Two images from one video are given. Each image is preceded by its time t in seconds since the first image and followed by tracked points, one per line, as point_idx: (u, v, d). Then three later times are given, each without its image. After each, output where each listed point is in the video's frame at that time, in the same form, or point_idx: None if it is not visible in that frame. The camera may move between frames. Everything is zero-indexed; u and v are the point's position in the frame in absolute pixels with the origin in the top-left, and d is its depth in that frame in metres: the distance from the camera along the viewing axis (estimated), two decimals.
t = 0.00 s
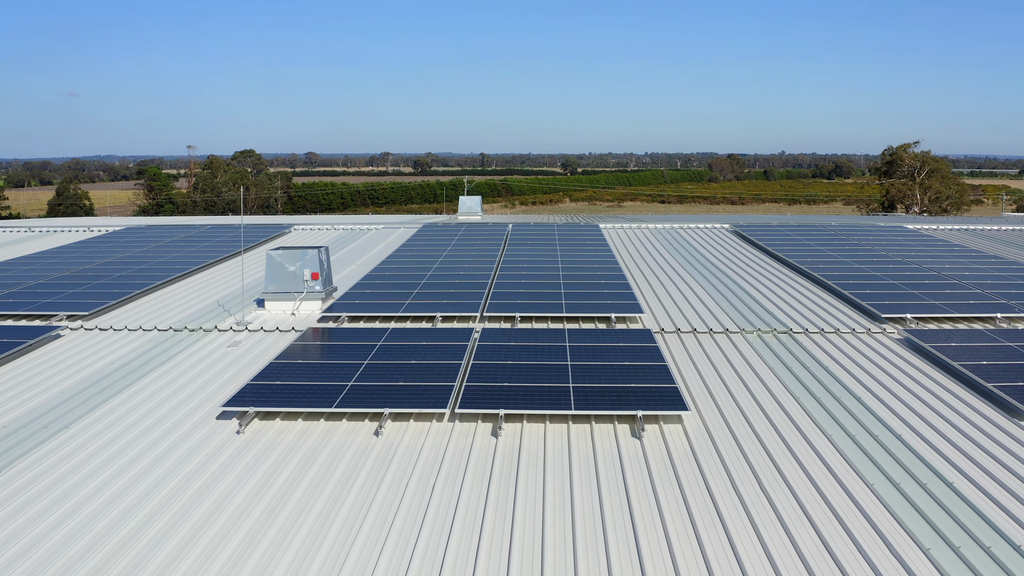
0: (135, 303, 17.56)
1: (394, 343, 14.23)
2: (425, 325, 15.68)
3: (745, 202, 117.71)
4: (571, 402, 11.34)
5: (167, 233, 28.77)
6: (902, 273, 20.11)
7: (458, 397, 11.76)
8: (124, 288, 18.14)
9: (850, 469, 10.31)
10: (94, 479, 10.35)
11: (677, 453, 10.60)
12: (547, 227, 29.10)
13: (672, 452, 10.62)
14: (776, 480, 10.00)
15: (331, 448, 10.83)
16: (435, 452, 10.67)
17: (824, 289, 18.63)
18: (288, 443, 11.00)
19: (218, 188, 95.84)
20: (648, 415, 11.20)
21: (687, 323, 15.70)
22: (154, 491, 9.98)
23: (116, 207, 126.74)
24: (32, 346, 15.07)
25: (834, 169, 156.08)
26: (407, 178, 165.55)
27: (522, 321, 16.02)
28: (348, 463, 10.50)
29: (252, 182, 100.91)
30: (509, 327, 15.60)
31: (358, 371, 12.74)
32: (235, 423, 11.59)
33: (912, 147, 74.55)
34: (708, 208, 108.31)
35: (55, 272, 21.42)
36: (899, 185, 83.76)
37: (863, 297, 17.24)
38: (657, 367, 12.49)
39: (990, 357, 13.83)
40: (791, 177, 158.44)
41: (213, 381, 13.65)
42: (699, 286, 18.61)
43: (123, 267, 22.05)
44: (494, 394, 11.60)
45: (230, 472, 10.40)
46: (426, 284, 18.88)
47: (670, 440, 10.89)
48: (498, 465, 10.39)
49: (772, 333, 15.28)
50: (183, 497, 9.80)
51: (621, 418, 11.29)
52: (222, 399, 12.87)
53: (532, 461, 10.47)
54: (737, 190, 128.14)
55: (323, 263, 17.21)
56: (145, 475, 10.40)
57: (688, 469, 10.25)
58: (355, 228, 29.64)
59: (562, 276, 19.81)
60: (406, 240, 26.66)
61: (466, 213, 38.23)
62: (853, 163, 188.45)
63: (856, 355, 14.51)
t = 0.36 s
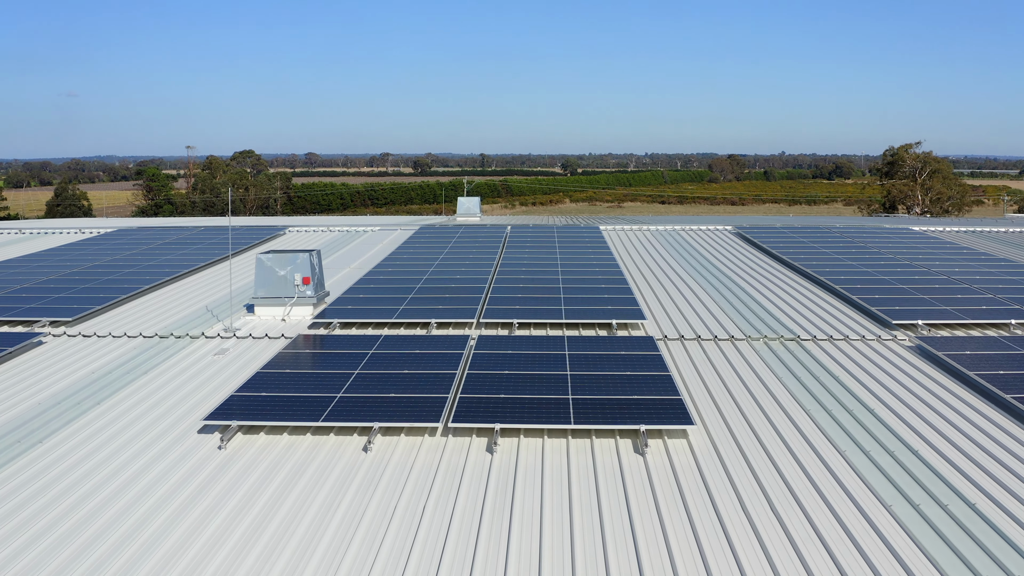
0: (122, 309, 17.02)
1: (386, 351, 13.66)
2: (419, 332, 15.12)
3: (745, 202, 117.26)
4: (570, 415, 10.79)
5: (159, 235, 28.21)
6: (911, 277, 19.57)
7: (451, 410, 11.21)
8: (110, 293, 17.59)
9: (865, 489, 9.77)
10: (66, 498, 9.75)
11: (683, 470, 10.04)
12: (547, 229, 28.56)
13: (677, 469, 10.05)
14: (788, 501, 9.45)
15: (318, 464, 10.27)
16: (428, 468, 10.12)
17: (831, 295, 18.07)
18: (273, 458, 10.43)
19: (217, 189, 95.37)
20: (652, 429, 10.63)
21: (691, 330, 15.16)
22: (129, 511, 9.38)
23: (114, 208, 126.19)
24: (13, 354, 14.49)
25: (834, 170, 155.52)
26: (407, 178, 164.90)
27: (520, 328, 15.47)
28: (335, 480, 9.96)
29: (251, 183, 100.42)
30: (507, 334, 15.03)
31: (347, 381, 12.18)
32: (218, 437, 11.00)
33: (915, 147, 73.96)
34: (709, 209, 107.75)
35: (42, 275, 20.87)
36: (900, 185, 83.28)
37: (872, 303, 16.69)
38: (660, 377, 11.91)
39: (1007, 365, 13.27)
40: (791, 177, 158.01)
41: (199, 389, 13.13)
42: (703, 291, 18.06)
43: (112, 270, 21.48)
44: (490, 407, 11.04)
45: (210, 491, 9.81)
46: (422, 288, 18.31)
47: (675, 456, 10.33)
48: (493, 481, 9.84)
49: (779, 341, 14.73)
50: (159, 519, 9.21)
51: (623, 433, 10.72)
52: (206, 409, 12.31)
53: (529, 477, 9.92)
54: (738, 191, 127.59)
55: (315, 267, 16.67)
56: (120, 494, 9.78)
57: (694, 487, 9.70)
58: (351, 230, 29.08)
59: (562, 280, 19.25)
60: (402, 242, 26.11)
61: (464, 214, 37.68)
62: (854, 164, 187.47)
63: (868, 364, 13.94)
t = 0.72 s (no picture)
0: (107, 314, 16.45)
1: (379, 360, 13.10)
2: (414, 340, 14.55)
3: (745, 203, 116.78)
4: (571, 429, 10.23)
5: (151, 236, 27.61)
6: (921, 280, 19.02)
7: (446, 425, 10.65)
8: (96, 298, 17.00)
9: (883, 507, 9.19)
10: (38, 518, 9.22)
11: (690, 489, 9.48)
12: (546, 231, 28.01)
13: (684, 488, 9.49)
14: (801, 521, 8.88)
15: (303, 483, 9.70)
16: (420, 486, 9.56)
17: (840, 300, 17.52)
18: (256, 476, 9.86)
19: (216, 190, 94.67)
20: (657, 446, 10.05)
21: (696, 338, 14.62)
22: (100, 537, 8.80)
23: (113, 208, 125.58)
24: None
25: (834, 170, 155.08)
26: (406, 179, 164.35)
27: (518, 335, 14.90)
28: (322, 499, 9.39)
29: (249, 184, 99.84)
30: (505, 342, 14.46)
31: (337, 393, 11.62)
32: (199, 452, 10.42)
33: (917, 147, 73.47)
34: (708, 210, 107.24)
35: (27, 279, 20.28)
36: (901, 186, 82.80)
37: (883, 309, 16.14)
38: (665, 389, 11.35)
39: None
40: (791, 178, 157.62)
41: (184, 399, 12.59)
42: (709, 297, 17.52)
43: (100, 273, 20.90)
44: (486, 421, 10.48)
45: (188, 513, 9.22)
46: (417, 292, 17.73)
47: (681, 474, 9.77)
48: (489, 500, 9.29)
49: (788, 348, 14.19)
50: (133, 544, 8.63)
51: (627, 449, 10.16)
52: (189, 422, 11.75)
53: (527, 495, 9.38)
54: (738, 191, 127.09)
55: (306, 272, 16.13)
56: (92, 518, 9.20)
57: (702, 506, 9.15)
58: (347, 232, 28.51)
59: (562, 284, 18.67)
60: (399, 244, 25.54)
61: (462, 215, 37.12)
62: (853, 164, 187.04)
63: (880, 372, 13.39)
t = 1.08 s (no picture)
0: (91, 320, 15.88)
1: (371, 370, 12.52)
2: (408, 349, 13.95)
3: (745, 203, 116.17)
4: (573, 447, 9.64)
5: (144, 238, 27.04)
6: (933, 285, 18.46)
7: (440, 441, 10.07)
8: (80, 304, 16.40)
9: (905, 533, 8.60)
10: (9, 539, 8.72)
11: (699, 511, 8.89)
12: (546, 233, 27.43)
13: (693, 511, 8.88)
14: (818, 548, 8.28)
15: (287, 506, 9.09)
16: (411, 509, 8.98)
17: (850, 306, 16.96)
18: (237, 498, 9.26)
19: (215, 190, 93.94)
20: (663, 465, 9.46)
21: (701, 346, 14.07)
22: (62, 570, 8.15)
23: (119, 208, 125.66)
24: None
25: (834, 170, 154.69)
26: (406, 180, 163.62)
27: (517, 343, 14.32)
28: (307, 523, 8.78)
29: (248, 184, 99.27)
30: (503, 351, 13.87)
31: (326, 406, 11.03)
32: (178, 471, 9.83)
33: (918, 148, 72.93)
34: (709, 210, 106.75)
35: (12, 284, 19.67)
36: (902, 186, 82.20)
37: (896, 315, 15.58)
38: (671, 403, 10.76)
39: None
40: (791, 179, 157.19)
41: (167, 411, 12.01)
42: (714, 303, 16.98)
43: (88, 277, 20.32)
44: (482, 438, 9.90)
45: (166, 535, 8.69)
46: (413, 296, 17.15)
47: (690, 495, 9.17)
48: (485, 524, 8.69)
49: (798, 357, 13.64)
50: (107, 568, 8.12)
51: (631, 468, 9.57)
52: (171, 436, 11.16)
53: (525, 518, 8.81)
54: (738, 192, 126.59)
55: (298, 277, 15.54)
56: (58, 546, 8.60)
57: (711, 530, 8.58)
58: (343, 234, 27.94)
59: (563, 288, 18.08)
60: (396, 247, 24.95)
61: (462, 217, 36.52)
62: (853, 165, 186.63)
63: (893, 382, 12.83)
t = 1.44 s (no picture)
0: (74, 327, 15.29)
1: (362, 382, 11.93)
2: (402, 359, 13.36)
3: (746, 205, 115.46)
4: (574, 466, 9.06)
5: (135, 241, 26.45)
6: (945, 290, 17.90)
7: (433, 461, 9.49)
8: (64, 310, 15.81)
9: (907, 534, 8.48)
10: None
11: (710, 539, 8.28)
12: (546, 235, 26.87)
13: (703, 539, 8.26)
14: (819, 547, 8.19)
15: (269, 532, 8.50)
16: (401, 536, 8.38)
17: (861, 313, 16.39)
18: (216, 523, 8.66)
19: (214, 191, 93.25)
20: (671, 487, 8.87)
21: (708, 355, 13.51)
22: (62, 569, 8.08)
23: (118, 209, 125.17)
24: None
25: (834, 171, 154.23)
26: (406, 181, 162.93)
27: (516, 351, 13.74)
28: (289, 553, 8.16)
29: (246, 185, 98.64)
30: (502, 361, 13.29)
31: (313, 422, 10.44)
32: (154, 493, 9.23)
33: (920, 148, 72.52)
34: (709, 211, 106.28)
35: None
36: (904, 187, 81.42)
37: (908, 323, 15.02)
38: (678, 418, 10.18)
39: None
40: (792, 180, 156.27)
41: (147, 426, 11.41)
42: (719, 310, 16.41)
43: (75, 282, 19.72)
44: (478, 458, 9.30)
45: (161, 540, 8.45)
46: (408, 302, 16.55)
47: (699, 519, 8.58)
48: (480, 553, 8.07)
49: (809, 367, 13.08)
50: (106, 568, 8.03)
51: (636, 490, 9.00)
52: (150, 454, 10.55)
53: (523, 547, 8.19)
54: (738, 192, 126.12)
55: (288, 282, 14.95)
56: (40, 562, 8.22)
57: (724, 559, 7.97)
58: (339, 236, 27.34)
59: (563, 294, 17.48)
60: (392, 250, 24.35)
61: (461, 218, 35.98)
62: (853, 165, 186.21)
63: (908, 393, 12.29)
